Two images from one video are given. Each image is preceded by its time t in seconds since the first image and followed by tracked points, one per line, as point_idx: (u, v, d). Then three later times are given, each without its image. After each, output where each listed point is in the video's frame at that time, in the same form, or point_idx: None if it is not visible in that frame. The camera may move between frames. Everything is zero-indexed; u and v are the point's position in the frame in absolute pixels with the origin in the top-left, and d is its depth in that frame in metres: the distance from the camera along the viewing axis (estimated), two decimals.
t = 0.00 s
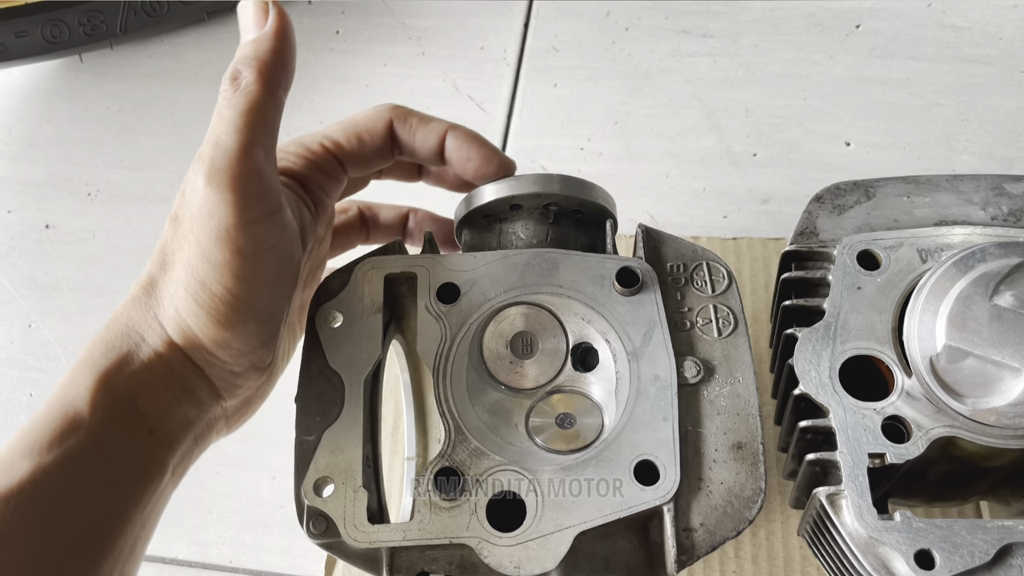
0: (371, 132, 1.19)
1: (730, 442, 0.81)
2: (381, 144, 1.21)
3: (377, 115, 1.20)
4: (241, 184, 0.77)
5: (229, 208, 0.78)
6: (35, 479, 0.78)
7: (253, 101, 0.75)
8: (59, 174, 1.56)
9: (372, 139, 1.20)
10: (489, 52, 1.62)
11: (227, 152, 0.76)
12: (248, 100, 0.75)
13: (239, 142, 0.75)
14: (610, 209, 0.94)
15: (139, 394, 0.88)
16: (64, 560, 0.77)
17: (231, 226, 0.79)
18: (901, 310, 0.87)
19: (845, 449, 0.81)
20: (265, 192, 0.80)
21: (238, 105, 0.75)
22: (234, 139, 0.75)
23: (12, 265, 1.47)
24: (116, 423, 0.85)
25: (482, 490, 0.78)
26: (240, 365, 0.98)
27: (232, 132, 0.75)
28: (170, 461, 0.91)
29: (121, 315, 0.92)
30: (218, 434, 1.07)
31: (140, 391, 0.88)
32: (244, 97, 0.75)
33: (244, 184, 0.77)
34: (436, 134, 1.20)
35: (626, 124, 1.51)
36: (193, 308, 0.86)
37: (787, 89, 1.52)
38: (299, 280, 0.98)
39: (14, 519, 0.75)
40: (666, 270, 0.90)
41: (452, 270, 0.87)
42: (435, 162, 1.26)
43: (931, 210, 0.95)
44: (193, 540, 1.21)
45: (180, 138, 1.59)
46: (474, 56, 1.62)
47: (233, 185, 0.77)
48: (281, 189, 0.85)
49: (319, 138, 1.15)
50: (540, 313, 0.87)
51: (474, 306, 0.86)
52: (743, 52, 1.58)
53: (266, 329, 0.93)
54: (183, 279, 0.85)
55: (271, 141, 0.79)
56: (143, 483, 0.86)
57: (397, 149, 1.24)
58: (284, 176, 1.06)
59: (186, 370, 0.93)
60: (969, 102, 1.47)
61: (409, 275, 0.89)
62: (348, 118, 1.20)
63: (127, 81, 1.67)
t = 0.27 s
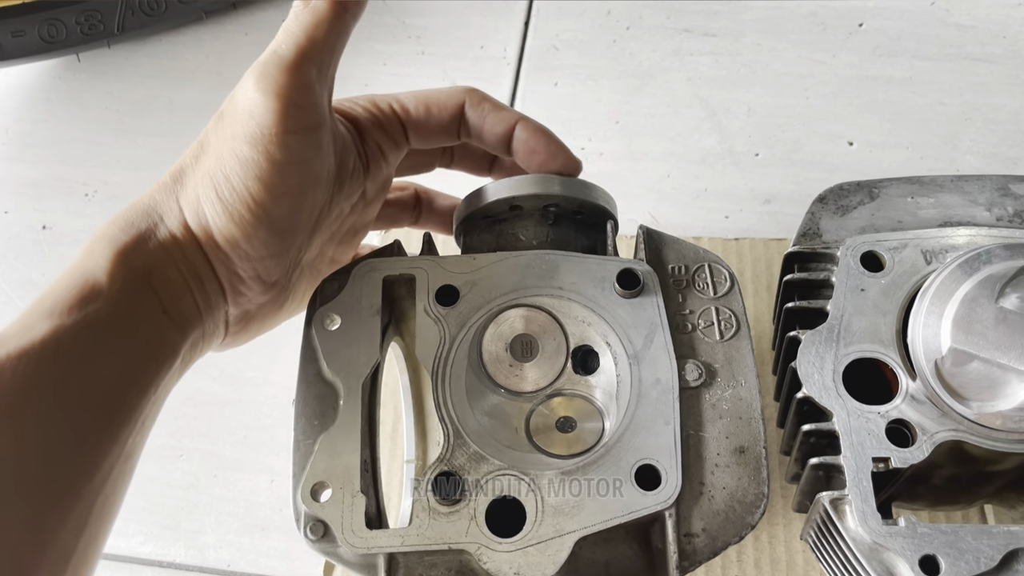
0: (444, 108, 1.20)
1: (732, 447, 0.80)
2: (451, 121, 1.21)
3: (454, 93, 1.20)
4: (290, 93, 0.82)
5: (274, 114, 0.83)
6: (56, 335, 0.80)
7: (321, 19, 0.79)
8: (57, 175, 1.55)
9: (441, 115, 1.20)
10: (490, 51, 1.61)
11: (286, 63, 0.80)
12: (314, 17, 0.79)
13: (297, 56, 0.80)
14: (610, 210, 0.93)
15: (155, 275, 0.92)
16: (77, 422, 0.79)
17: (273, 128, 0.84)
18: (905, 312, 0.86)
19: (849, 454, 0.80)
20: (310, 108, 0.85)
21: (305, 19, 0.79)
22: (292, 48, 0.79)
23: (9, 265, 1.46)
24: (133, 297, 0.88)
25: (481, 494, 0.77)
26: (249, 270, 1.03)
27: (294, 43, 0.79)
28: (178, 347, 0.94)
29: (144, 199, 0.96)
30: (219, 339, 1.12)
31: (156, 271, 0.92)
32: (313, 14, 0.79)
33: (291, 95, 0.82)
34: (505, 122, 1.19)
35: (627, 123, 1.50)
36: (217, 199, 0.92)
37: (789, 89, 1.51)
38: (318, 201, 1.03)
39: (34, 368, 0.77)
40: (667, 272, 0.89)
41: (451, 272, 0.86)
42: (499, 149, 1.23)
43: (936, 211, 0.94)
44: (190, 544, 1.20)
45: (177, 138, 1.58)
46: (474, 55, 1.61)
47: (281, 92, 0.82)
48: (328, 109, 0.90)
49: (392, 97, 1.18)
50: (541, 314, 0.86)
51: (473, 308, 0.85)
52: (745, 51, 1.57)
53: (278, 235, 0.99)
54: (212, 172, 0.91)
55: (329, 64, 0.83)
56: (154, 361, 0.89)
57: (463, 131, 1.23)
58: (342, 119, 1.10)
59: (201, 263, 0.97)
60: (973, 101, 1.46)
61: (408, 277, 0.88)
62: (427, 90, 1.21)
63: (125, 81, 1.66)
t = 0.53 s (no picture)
0: (486, 136, 1.31)
1: (736, 446, 0.79)
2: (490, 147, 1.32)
3: (497, 124, 1.32)
4: (331, 87, 0.90)
5: (315, 107, 0.91)
6: (90, 305, 0.84)
7: (366, 21, 0.89)
8: (56, 172, 1.54)
9: (484, 141, 1.32)
10: (491, 47, 1.60)
11: (329, 59, 0.89)
12: (361, 20, 0.89)
13: (338, 54, 0.89)
14: (613, 208, 0.92)
15: (187, 253, 0.96)
16: (108, 389, 0.82)
17: (312, 119, 0.92)
18: (911, 310, 0.85)
19: (854, 453, 0.79)
20: (347, 104, 0.94)
21: (353, 22, 0.89)
22: (337, 45, 0.89)
23: (8, 263, 1.45)
24: (164, 274, 0.92)
25: (483, 493, 0.76)
26: (277, 261, 1.06)
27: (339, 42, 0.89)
28: (204, 325, 0.98)
29: (181, 180, 1.01)
30: (241, 327, 1.15)
31: (188, 249, 0.96)
32: (358, 18, 0.89)
33: (332, 89, 0.91)
34: (545, 149, 1.29)
35: (630, 120, 1.49)
36: (252, 186, 0.97)
37: (792, 85, 1.50)
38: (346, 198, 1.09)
39: (68, 334, 0.82)
40: (671, 270, 0.88)
41: (452, 270, 0.86)
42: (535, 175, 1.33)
43: (941, 208, 0.93)
44: (191, 543, 1.19)
45: (177, 135, 1.57)
46: (476, 52, 1.60)
47: (323, 85, 0.90)
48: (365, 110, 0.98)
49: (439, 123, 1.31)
50: (543, 312, 0.85)
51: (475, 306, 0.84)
52: (747, 48, 1.56)
53: (307, 228, 1.03)
54: (250, 159, 0.97)
55: (368, 66, 0.92)
56: (181, 335, 0.92)
57: (505, 160, 1.34)
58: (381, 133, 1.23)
59: (230, 246, 1.01)
60: (977, 98, 1.45)
61: (409, 275, 0.87)
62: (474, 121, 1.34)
63: (124, 78, 1.66)
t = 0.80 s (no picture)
0: (440, 163, 1.34)
1: (737, 444, 0.79)
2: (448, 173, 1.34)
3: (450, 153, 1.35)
4: (279, 133, 0.91)
5: (266, 155, 0.93)
6: (72, 365, 0.89)
7: (300, 65, 0.90)
8: (59, 172, 1.54)
9: (439, 169, 1.34)
10: (492, 47, 1.60)
11: (275, 104, 0.90)
12: (295, 64, 0.90)
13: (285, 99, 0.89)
14: (614, 207, 0.92)
15: (165, 305, 1.02)
16: (93, 439, 0.87)
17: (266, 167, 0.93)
18: (911, 309, 0.86)
19: (855, 451, 0.79)
20: (300, 149, 0.95)
21: (288, 66, 0.90)
22: (279, 91, 0.89)
23: (11, 263, 1.46)
24: (145, 326, 0.98)
25: (485, 491, 0.77)
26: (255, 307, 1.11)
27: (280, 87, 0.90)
28: (189, 370, 1.03)
29: (158, 245, 1.09)
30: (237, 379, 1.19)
31: (165, 303, 1.02)
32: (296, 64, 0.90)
33: (281, 135, 0.92)
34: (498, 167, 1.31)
35: (631, 120, 1.50)
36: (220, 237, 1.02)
37: (793, 84, 1.51)
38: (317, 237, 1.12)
39: (53, 386, 0.87)
40: (672, 269, 0.89)
41: (453, 269, 0.86)
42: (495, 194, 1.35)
43: (942, 207, 0.93)
44: (193, 541, 1.20)
45: (179, 135, 1.57)
46: (477, 52, 1.60)
47: (272, 132, 0.91)
48: (316, 152, 1.01)
49: (396, 156, 1.34)
50: (544, 312, 0.85)
51: (476, 306, 0.84)
52: (748, 47, 1.56)
53: (276, 269, 1.07)
54: (216, 215, 1.02)
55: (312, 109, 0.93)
56: (165, 379, 0.97)
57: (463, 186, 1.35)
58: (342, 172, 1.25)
59: (207, 296, 1.07)
60: (977, 97, 1.45)
61: (411, 274, 0.87)
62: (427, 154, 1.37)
63: (126, 78, 1.66)
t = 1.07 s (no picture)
0: (399, 181, 1.33)
1: (739, 440, 0.80)
2: (410, 188, 1.33)
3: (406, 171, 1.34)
4: (229, 179, 0.94)
5: (219, 199, 0.94)
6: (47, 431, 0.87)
7: (241, 117, 0.95)
8: (62, 170, 1.55)
9: (400, 186, 1.33)
10: (494, 45, 1.61)
11: (221, 156, 0.94)
12: (236, 117, 0.95)
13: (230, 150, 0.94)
14: (616, 205, 0.93)
15: (141, 364, 0.98)
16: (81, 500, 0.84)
17: (220, 212, 0.94)
18: (911, 305, 0.86)
19: (856, 447, 0.80)
20: (251, 188, 0.96)
21: (230, 121, 0.96)
22: (225, 142, 0.94)
23: (14, 261, 1.46)
24: (119, 386, 0.95)
25: (488, 486, 0.77)
26: (245, 354, 1.07)
27: (226, 141, 0.95)
28: (175, 423, 0.99)
29: (137, 310, 1.06)
30: (240, 429, 1.14)
31: (142, 362, 0.99)
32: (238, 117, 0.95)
33: (231, 180, 0.94)
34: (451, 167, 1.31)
35: (632, 118, 1.50)
36: (188, 288, 0.98)
37: (794, 83, 1.51)
38: (287, 268, 1.08)
39: (27, 463, 0.84)
40: (673, 266, 0.89)
41: (457, 266, 0.87)
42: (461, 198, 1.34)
43: (942, 204, 0.94)
44: (197, 538, 1.20)
45: (181, 133, 1.58)
46: (478, 50, 1.61)
47: (222, 179, 0.93)
48: (268, 190, 1.01)
49: (356, 183, 1.33)
50: (547, 309, 0.86)
51: (479, 303, 0.85)
52: (749, 45, 1.56)
53: (255, 308, 1.02)
54: (180, 265, 0.98)
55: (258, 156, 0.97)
56: (146, 435, 0.94)
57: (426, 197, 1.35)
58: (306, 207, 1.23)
59: (189, 347, 1.03)
60: (978, 95, 1.45)
61: (414, 272, 0.88)
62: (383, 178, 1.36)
63: (129, 77, 1.66)
